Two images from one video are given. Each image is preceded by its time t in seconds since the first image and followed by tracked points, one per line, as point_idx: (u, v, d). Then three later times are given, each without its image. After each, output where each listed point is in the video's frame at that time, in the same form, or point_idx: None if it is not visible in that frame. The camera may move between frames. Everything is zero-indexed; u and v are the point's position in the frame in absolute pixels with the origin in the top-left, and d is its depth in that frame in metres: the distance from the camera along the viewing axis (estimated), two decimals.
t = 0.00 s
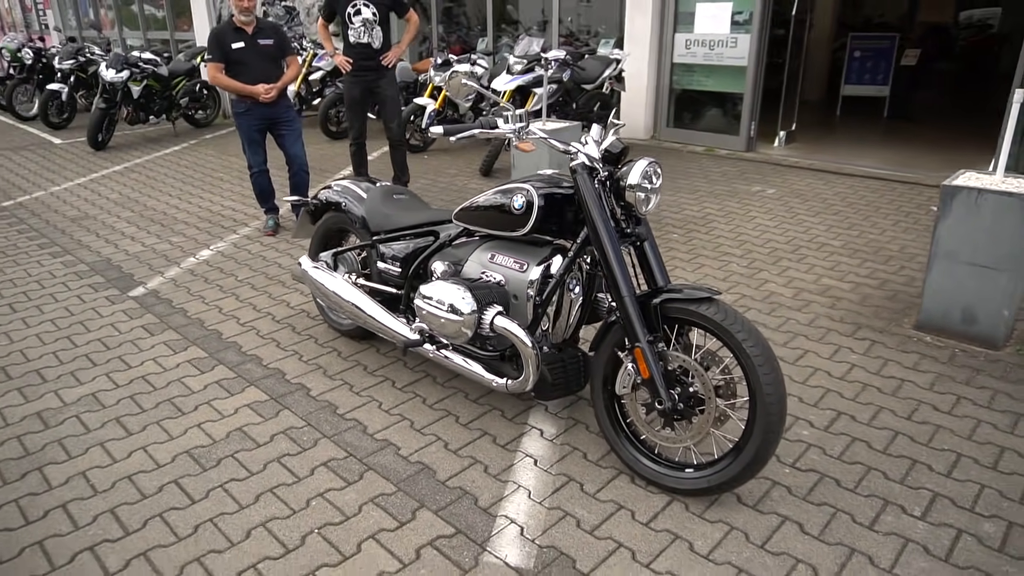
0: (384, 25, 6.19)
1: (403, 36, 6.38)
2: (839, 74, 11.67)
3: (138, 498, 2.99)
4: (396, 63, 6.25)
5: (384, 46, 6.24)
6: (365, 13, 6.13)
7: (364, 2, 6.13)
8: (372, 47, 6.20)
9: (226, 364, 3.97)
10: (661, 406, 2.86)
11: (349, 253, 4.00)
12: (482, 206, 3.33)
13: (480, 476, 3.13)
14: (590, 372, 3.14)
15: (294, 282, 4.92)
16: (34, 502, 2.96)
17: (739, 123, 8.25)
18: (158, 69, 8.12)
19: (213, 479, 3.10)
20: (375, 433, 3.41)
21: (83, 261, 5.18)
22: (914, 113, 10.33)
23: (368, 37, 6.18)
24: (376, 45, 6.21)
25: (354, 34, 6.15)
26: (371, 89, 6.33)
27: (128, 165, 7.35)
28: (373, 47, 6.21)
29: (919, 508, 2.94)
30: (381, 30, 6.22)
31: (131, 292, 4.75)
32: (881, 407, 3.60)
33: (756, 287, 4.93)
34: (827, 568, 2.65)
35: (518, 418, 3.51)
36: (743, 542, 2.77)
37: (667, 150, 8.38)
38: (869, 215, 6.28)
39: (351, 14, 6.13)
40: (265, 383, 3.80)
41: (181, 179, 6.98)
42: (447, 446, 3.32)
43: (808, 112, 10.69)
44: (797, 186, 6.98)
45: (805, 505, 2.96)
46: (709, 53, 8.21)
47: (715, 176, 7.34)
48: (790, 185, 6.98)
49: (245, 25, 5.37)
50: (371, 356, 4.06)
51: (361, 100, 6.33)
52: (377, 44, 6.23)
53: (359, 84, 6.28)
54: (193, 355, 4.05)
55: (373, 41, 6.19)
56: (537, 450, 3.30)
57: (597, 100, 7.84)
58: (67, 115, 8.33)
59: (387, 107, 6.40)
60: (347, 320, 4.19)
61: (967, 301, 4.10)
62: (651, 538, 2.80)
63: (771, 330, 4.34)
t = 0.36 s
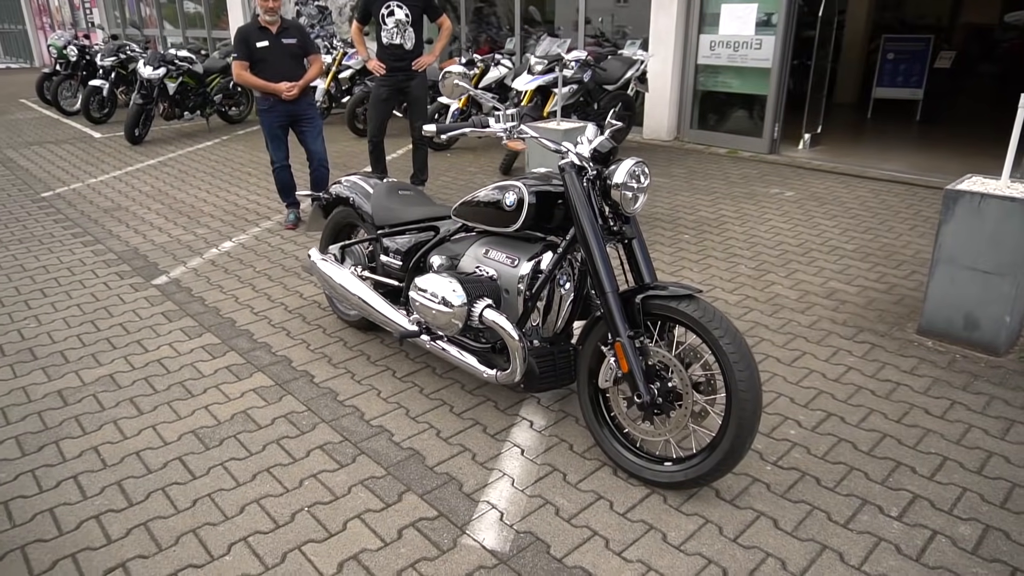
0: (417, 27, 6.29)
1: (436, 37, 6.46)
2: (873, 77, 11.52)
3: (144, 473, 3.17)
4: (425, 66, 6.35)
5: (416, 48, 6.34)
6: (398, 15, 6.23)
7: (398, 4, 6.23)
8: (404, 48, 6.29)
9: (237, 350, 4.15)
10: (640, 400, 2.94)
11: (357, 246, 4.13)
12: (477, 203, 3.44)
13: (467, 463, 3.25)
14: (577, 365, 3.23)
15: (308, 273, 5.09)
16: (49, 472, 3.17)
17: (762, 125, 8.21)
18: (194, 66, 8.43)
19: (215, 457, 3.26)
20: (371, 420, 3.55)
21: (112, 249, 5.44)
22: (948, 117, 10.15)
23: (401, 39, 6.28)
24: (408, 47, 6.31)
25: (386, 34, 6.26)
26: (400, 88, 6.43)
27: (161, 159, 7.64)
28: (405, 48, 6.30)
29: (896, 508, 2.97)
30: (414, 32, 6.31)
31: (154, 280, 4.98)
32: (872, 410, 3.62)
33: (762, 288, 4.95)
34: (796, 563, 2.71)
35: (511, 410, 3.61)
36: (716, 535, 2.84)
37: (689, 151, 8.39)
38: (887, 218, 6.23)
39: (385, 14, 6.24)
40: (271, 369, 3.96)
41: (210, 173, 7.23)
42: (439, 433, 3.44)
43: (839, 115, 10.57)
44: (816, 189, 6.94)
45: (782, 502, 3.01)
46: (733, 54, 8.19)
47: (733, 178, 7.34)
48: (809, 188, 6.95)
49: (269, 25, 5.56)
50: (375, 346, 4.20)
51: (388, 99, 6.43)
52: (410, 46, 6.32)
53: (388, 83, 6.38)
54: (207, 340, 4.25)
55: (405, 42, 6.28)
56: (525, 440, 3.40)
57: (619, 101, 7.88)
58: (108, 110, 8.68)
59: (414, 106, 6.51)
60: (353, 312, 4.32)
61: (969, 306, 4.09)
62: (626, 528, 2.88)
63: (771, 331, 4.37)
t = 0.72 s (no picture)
0: (446, 30, 6.17)
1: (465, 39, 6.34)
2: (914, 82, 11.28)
3: (149, 451, 3.32)
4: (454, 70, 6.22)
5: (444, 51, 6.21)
6: (427, 17, 6.11)
7: (428, 6, 6.10)
8: (432, 51, 6.23)
9: (250, 339, 4.30)
10: (622, 394, 2.98)
11: (366, 241, 4.25)
12: (476, 199, 3.52)
13: (457, 453, 3.33)
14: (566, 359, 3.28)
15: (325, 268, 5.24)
16: (62, 448, 3.34)
17: (791, 131, 8.13)
18: (232, 68, 8.70)
19: (217, 439, 3.40)
20: (370, 409, 3.65)
21: (143, 241, 5.67)
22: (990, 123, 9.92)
23: (429, 41, 6.20)
24: (436, 50, 6.24)
25: (415, 37, 6.18)
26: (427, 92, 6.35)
27: (198, 157, 7.91)
28: (432, 51, 6.24)
29: (881, 512, 2.95)
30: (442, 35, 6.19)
31: (179, 271, 5.18)
32: (869, 415, 3.59)
33: (772, 292, 4.93)
34: (771, 561, 2.71)
35: (505, 404, 3.68)
36: (693, 531, 2.86)
37: (716, 155, 8.35)
38: (912, 225, 6.12)
39: (414, 17, 6.14)
40: (280, 358, 4.10)
41: (242, 171, 7.46)
42: (434, 424, 3.53)
43: (876, 121, 10.41)
44: (841, 195, 6.86)
45: (765, 502, 3.01)
46: (762, 58, 8.12)
47: (758, 183, 7.28)
48: (834, 194, 6.86)
49: (297, 27, 5.74)
50: (382, 339, 4.31)
51: (416, 102, 6.36)
52: (438, 48, 6.24)
53: (417, 86, 6.33)
54: (222, 328, 4.41)
55: (433, 45, 6.20)
56: (516, 433, 3.46)
57: (646, 104, 7.89)
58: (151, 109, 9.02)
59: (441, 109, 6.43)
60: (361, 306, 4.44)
61: (979, 313, 4.02)
62: (605, 520, 2.92)
63: (776, 334, 4.36)
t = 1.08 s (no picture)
0: (465, 34, 6.21)
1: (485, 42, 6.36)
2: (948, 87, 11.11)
3: (157, 434, 3.49)
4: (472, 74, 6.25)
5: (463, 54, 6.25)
6: (446, 21, 6.18)
7: (447, 11, 6.18)
8: (451, 54, 6.27)
9: (261, 331, 4.46)
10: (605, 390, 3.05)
11: (373, 238, 4.38)
12: (473, 198, 3.62)
13: (448, 445, 3.43)
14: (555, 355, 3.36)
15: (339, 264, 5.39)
16: (77, 429, 3.53)
17: (814, 136, 8.08)
18: (263, 70, 8.94)
19: (221, 425, 3.55)
20: (368, 400, 3.78)
21: (168, 237, 5.89)
22: None
23: (448, 44, 6.25)
24: (455, 53, 6.28)
25: (435, 41, 6.25)
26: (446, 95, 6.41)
27: (227, 157, 8.15)
28: (451, 54, 6.28)
29: (860, 513, 2.97)
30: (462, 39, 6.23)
31: (199, 265, 5.38)
32: (861, 419, 3.60)
33: (777, 296, 4.94)
34: (744, 557, 2.76)
35: (500, 398, 3.77)
36: (671, 526, 2.92)
37: (738, 159, 8.34)
38: (929, 231, 6.05)
39: (434, 21, 6.21)
40: (288, 350, 4.26)
41: (268, 170, 7.68)
42: (428, 416, 3.64)
43: (907, 127, 10.26)
44: (860, 201, 6.80)
45: (744, 500, 3.06)
46: (786, 63, 8.08)
47: (777, 187, 7.26)
48: (853, 200, 6.81)
49: (318, 31, 5.88)
50: (387, 334, 4.44)
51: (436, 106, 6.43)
52: (457, 52, 6.28)
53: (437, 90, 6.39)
54: (235, 320, 4.58)
55: (452, 48, 6.25)
56: (508, 427, 3.55)
57: (666, 108, 7.91)
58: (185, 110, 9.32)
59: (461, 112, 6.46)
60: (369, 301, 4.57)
61: (981, 320, 3.99)
62: (584, 512, 3.00)
63: (776, 338, 4.37)
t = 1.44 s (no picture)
0: (487, 35, 6.32)
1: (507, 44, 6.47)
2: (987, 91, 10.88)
3: (173, 413, 3.67)
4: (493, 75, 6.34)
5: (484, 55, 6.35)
6: (469, 23, 6.32)
7: (470, 13, 6.34)
8: (472, 55, 6.37)
9: (279, 320, 4.64)
10: (594, 381, 3.14)
11: (386, 232, 4.52)
12: (477, 193, 3.74)
13: (446, 431, 3.55)
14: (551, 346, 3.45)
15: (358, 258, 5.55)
16: (100, 406, 3.74)
17: (841, 139, 8.01)
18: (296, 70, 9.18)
19: (233, 406, 3.73)
20: (375, 387, 3.92)
21: (198, 229, 6.14)
22: None
23: (471, 46, 6.37)
24: (477, 54, 6.39)
25: (458, 42, 6.38)
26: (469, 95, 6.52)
27: (260, 154, 8.41)
28: (474, 55, 6.39)
29: (843, 509, 3.01)
30: (484, 39, 6.34)
31: (225, 257, 5.60)
32: (857, 419, 3.62)
33: (787, 297, 4.95)
34: (723, 547, 2.83)
35: (501, 388, 3.89)
36: (654, 514, 3.00)
37: (763, 162, 8.31)
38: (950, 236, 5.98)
39: (458, 22, 6.37)
40: (302, 338, 4.43)
41: (298, 168, 7.90)
42: (430, 404, 3.77)
43: (942, 132, 10.08)
44: (883, 205, 6.74)
45: (730, 492, 3.12)
46: (814, 65, 8.03)
47: (799, 190, 7.23)
48: (876, 204, 6.76)
49: (344, 32, 6.06)
50: (398, 325, 4.58)
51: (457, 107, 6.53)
52: (479, 53, 6.39)
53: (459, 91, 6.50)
54: (255, 309, 4.78)
55: (474, 49, 6.36)
56: (506, 416, 3.66)
57: (691, 110, 7.92)
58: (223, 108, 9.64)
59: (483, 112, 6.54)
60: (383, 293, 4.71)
61: (987, 324, 3.96)
62: (572, 499, 3.09)
63: (781, 338, 4.40)
